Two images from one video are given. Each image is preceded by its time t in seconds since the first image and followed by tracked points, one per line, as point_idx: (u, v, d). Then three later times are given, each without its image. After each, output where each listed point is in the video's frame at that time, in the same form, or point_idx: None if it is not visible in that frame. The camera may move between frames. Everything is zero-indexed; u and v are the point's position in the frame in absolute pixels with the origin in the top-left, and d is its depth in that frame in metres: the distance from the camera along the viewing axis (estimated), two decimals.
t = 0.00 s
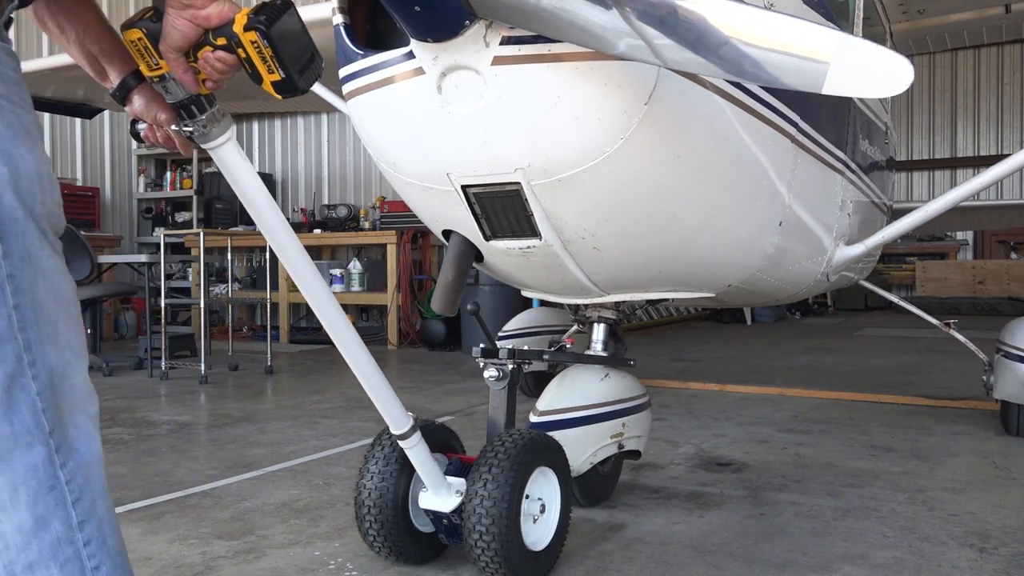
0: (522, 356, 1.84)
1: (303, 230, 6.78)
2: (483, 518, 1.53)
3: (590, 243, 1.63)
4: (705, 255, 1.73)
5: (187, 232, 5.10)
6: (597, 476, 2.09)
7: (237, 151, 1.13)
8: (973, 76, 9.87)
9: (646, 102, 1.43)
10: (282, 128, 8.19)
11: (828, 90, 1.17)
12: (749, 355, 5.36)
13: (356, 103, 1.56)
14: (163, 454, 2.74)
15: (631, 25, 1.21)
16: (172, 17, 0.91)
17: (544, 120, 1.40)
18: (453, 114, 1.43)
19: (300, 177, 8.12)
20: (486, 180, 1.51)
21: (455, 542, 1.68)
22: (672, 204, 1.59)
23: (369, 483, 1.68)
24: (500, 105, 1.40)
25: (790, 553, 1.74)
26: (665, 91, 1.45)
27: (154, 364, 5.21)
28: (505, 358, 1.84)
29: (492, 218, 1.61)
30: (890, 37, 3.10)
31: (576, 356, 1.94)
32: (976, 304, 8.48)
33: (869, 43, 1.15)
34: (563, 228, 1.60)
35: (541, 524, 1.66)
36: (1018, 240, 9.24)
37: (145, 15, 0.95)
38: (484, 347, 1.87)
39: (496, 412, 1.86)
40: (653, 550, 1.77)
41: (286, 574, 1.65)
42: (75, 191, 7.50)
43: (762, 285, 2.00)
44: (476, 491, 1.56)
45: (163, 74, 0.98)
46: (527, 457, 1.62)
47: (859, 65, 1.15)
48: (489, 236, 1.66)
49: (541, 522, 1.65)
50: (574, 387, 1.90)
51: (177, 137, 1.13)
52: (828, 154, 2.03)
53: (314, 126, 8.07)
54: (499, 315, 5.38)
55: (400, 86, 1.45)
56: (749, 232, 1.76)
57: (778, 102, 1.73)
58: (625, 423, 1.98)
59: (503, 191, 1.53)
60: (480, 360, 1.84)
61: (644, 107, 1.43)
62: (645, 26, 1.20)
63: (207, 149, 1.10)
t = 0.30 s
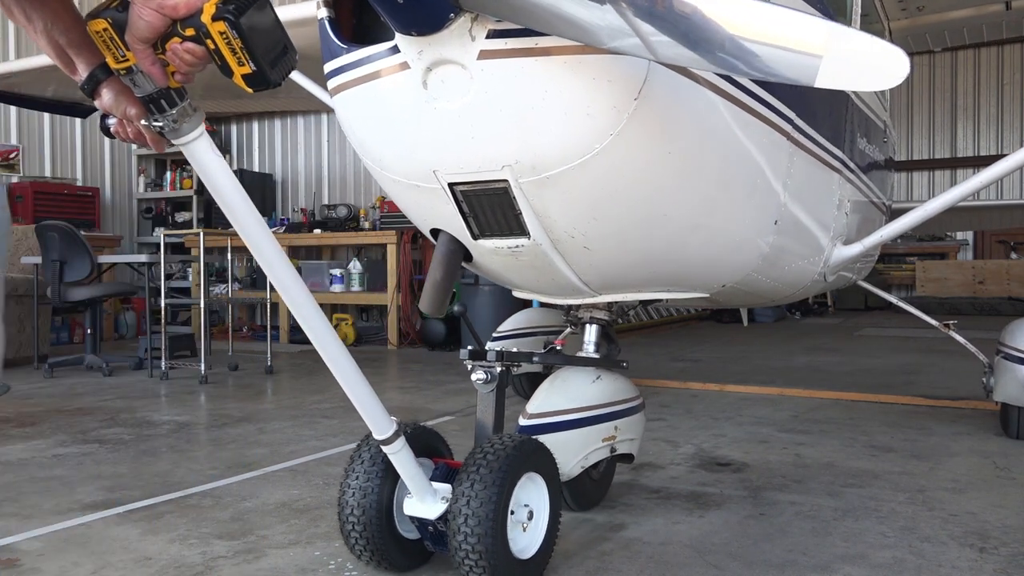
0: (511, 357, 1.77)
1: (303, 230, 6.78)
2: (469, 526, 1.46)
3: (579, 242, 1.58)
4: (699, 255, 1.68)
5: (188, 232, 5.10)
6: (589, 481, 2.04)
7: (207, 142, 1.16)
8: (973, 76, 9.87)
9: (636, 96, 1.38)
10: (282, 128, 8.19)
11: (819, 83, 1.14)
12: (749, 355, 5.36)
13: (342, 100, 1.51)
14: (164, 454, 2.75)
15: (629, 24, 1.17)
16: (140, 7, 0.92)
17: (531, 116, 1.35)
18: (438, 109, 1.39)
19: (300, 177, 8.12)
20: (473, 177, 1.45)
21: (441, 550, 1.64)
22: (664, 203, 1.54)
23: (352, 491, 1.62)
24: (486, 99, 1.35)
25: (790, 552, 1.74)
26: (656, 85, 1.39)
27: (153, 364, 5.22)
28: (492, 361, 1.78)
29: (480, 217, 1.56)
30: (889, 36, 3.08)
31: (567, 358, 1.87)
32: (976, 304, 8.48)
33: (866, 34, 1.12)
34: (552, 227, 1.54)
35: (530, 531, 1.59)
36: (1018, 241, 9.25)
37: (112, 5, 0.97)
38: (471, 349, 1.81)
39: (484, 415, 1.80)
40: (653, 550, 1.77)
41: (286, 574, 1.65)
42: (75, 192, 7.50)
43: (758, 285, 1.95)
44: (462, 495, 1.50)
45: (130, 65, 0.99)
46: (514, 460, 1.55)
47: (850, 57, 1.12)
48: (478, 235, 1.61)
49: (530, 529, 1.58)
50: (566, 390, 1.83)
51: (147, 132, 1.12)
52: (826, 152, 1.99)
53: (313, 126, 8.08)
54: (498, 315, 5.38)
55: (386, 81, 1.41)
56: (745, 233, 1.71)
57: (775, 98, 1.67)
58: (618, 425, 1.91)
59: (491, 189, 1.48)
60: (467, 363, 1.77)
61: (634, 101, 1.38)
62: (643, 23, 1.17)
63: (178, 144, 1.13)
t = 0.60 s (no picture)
0: (499, 360, 1.74)
1: (303, 230, 6.78)
2: (452, 546, 1.42)
3: (569, 241, 1.57)
4: (692, 254, 1.67)
5: (188, 232, 5.10)
6: (581, 486, 1.99)
7: (179, 140, 1.12)
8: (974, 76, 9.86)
9: (626, 92, 1.36)
10: (282, 128, 8.20)
11: (816, 80, 1.14)
12: (749, 356, 5.36)
13: (327, 96, 1.49)
14: (163, 454, 2.75)
15: (622, 18, 1.11)
16: None
17: (519, 112, 1.33)
18: (424, 105, 1.36)
19: (300, 178, 8.13)
20: (460, 175, 1.43)
21: (427, 557, 1.60)
22: (656, 201, 1.52)
23: (334, 497, 1.59)
24: (473, 95, 1.33)
25: (790, 552, 1.74)
26: (647, 80, 1.37)
27: (153, 364, 5.21)
28: (479, 363, 1.75)
29: (468, 216, 1.54)
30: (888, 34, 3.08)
31: (558, 360, 1.83)
32: (977, 305, 8.48)
33: (866, 28, 1.12)
34: (541, 226, 1.53)
35: (517, 539, 1.56)
36: (1017, 241, 9.26)
37: None
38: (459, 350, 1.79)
39: (472, 419, 1.77)
40: (653, 550, 1.77)
41: (286, 574, 1.65)
42: (75, 192, 7.50)
43: (753, 284, 1.94)
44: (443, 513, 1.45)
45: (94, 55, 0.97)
46: (499, 470, 1.51)
47: (846, 52, 1.13)
48: (466, 235, 1.60)
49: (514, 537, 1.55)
50: (556, 392, 1.79)
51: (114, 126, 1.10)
52: (823, 150, 1.98)
53: (313, 127, 8.08)
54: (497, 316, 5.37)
55: (371, 76, 1.38)
56: (738, 232, 1.69)
57: (770, 95, 1.65)
58: (610, 429, 1.87)
59: (480, 187, 1.45)
60: (454, 365, 1.75)
61: (625, 98, 1.36)
62: (635, 17, 1.10)
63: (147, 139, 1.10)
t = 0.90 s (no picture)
0: (486, 362, 1.69)
1: (303, 229, 6.77)
2: (435, 549, 1.37)
3: (559, 241, 1.53)
4: (684, 254, 1.64)
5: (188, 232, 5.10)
6: (571, 491, 1.95)
7: (146, 133, 1.09)
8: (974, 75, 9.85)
9: (615, 88, 1.32)
10: (282, 128, 8.20)
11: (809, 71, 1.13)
12: (749, 355, 5.36)
13: (310, 92, 1.45)
14: (163, 455, 2.75)
15: (614, 13, 1.11)
16: None
17: (507, 107, 1.29)
18: (410, 101, 1.32)
19: (300, 177, 8.13)
20: (446, 173, 1.40)
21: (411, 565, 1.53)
22: (648, 200, 1.49)
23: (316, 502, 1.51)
24: (460, 90, 1.29)
25: (790, 552, 1.74)
26: (637, 76, 1.34)
27: (154, 363, 5.22)
28: (466, 366, 1.70)
29: (455, 215, 1.51)
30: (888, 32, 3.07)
31: (548, 363, 1.81)
32: (976, 305, 8.48)
33: (860, 18, 1.11)
34: (530, 226, 1.49)
35: (505, 545, 1.50)
36: (1018, 241, 9.25)
37: None
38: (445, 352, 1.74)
39: (459, 422, 1.72)
40: (653, 550, 1.77)
41: (285, 574, 1.65)
42: (75, 192, 7.50)
43: (748, 284, 1.93)
44: (427, 515, 1.40)
45: (52, 45, 0.92)
46: (484, 477, 1.44)
47: (839, 42, 1.12)
48: (453, 234, 1.56)
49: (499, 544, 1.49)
50: (546, 396, 1.77)
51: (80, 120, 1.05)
52: (819, 149, 1.97)
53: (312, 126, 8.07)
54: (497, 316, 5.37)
55: (355, 71, 1.35)
56: (730, 228, 1.67)
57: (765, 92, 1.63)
58: (602, 432, 1.84)
59: (466, 186, 1.42)
60: (441, 367, 1.70)
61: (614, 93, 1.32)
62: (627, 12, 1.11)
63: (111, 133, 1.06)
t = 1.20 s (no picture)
0: (473, 365, 1.68)
1: (303, 229, 6.77)
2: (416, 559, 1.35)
3: (548, 240, 1.52)
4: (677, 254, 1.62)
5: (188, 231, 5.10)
6: (563, 498, 1.92)
7: (111, 130, 1.04)
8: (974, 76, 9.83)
9: (604, 83, 1.31)
10: (282, 127, 8.20)
11: (801, 63, 1.09)
12: (749, 355, 5.36)
13: (294, 88, 1.44)
14: (163, 454, 2.74)
15: (606, 9, 1.10)
16: None
17: (492, 103, 1.29)
18: (393, 97, 1.31)
19: (300, 177, 8.13)
20: (431, 171, 1.39)
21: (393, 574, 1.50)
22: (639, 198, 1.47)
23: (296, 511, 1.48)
24: (443, 86, 1.28)
25: (791, 553, 1.74)
26: (626, 70, 1.33)
27: (154, 364, 5.22)
28: (451, 369, 1.69)
29: (441, 214, 1.50)
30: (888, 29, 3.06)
31: (538, 365, 1.80)
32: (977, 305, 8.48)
33: (856, 10, 1.07)
34: (517, 224, 1.48)
35: (490, 552, 1.48)
36: (1018, 241, 9.25)
37: None
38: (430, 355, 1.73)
39: (444, 426, 1.71)
40: (654, 550, 1.77)
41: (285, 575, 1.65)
42: (75, 192, 7.50)
43: (742, 284, 1.92)
44: (409, 520, 1.38)
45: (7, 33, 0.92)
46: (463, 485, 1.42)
47: (834, 33, 1.08)
48: (440, 233, 1.56)
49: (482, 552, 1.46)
50: (536, 399, 1.77)
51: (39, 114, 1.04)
52: (816, 148, 1.96)
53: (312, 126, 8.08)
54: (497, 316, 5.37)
55: (339, 66, 1.34)
56: (724, 228, 1.66)
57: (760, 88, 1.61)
58: (593, 436, 1.83)
59: (451, 184, 1.41)
60: (426, 370, 1.69)
61: (603, 88, 1.31)
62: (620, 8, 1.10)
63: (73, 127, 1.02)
